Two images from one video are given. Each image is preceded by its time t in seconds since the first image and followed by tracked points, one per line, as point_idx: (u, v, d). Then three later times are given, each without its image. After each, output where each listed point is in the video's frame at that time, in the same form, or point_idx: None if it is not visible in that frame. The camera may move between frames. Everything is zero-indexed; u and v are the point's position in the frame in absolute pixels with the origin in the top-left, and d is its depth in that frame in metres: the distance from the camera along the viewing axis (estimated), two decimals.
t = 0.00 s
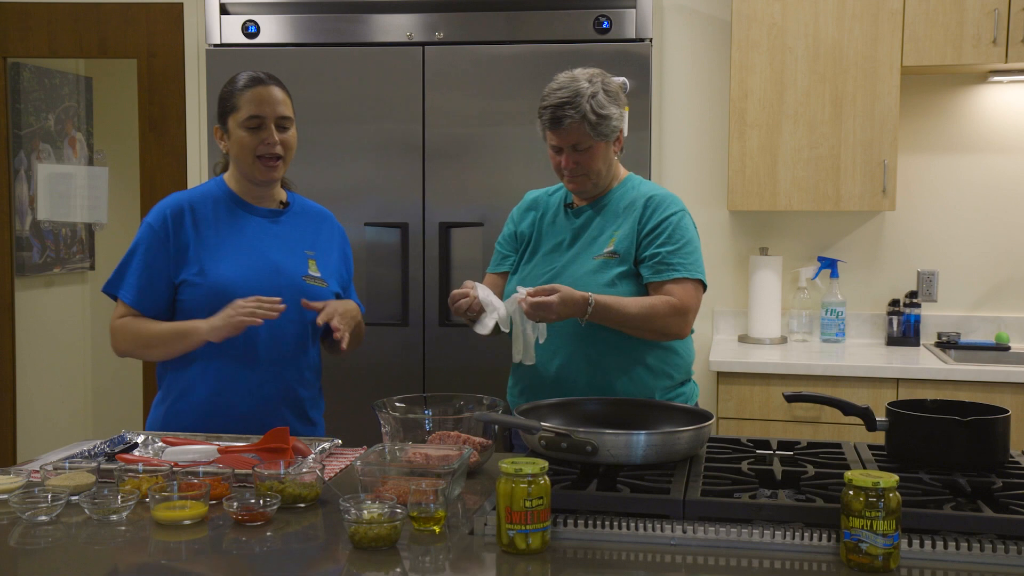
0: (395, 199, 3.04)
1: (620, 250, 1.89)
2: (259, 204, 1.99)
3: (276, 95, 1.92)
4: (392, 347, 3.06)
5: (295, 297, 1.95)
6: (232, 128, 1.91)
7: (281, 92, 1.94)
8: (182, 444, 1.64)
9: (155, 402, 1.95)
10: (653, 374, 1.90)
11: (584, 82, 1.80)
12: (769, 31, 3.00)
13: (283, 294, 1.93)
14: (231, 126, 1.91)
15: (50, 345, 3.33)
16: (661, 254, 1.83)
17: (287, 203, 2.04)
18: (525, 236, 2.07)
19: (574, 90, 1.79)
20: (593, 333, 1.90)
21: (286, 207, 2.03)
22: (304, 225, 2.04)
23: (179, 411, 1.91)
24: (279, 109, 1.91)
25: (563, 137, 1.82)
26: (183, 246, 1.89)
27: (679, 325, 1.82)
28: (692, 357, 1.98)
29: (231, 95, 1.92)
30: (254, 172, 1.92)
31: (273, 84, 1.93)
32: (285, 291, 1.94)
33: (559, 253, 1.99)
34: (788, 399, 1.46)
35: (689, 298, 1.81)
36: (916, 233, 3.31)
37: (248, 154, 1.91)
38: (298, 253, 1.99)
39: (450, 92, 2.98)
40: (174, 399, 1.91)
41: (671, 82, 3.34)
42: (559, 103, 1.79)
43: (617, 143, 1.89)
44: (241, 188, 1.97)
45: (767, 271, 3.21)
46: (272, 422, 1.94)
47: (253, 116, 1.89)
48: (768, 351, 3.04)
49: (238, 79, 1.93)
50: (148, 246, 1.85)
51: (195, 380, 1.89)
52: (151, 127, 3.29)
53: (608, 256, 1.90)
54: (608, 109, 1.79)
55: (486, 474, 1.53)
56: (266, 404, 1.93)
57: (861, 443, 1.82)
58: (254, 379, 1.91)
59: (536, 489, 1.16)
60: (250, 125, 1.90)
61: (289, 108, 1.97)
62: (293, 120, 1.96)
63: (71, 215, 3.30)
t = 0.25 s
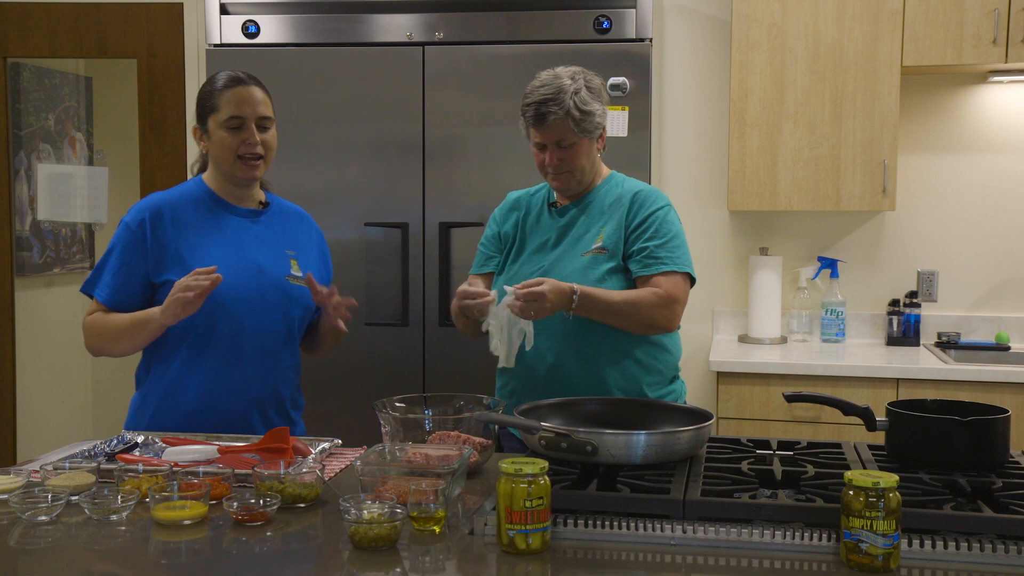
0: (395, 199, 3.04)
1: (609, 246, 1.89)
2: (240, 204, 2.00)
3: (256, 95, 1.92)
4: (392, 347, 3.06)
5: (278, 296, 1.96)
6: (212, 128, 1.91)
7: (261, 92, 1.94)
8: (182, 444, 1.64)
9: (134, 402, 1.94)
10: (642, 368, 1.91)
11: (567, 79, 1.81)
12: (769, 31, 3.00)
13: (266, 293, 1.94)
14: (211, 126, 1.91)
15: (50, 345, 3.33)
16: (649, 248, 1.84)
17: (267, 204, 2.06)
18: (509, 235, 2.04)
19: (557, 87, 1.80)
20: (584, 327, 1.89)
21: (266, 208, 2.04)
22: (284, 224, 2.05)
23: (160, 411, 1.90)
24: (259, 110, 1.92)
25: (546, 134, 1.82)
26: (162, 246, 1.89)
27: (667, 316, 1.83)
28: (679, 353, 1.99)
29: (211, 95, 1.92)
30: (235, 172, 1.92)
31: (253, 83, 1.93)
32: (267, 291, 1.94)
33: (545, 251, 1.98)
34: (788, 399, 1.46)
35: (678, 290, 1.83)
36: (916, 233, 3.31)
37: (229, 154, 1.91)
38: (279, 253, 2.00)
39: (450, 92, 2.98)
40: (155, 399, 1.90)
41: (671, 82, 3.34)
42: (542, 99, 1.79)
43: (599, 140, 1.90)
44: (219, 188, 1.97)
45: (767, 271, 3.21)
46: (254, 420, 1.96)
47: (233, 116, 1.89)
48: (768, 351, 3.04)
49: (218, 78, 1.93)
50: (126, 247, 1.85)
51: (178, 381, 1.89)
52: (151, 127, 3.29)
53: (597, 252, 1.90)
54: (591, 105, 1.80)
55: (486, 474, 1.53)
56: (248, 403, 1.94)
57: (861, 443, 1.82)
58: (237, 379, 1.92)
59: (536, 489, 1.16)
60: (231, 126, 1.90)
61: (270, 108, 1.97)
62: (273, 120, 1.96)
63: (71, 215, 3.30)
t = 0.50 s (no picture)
0: (395, 199, 3.04)
1: (604, 246, 1.89)
2: (224, 208, 2.01)
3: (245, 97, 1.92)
4: (392, 347, 3.06)
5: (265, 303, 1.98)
6: (200, 129, 1.91)
7: (250, 94, 1.94)
8: (182, 444, 1.64)
9: (120, 402, 1.94)
10: (636, 370, 1.91)
11: (563, 76, 1.81)
12: (769, 31, 3.00)
13: (254, 300, 1.96)
14: (200, 127, 1.90)
15: (50, 345, 3.33)
16: (645, 247, 1.84)
17: (251, 207, 2.06)
18: (500, 234, 2.03)
19: (552, 84, 1.79)
20: (580, 325, 1.89)
21: (250, 211, 2.04)
22: (270, 228, 2.07)
23: (148, 413, 1.91)
24: (250, 113, 1.92)
25: (541, 130, 1.81)
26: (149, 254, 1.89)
27: (663, 316, 1.82)
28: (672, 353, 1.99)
29: (199, 97, 1.91)
30: (223, 175, 1.92)
31: (242, 86, 1.93)
32: (256, 299, 1.97)
33: (538, 251, 1.98)
34: (788, 399, 1.46)
35: (673, 288, 1.83)
36: (916, 233, 3.31)
37: (218, 155, 1.90)
38: (266, 258, 2.02)
39: (450, 92, 2.98)
40: (143, 401, 1.91)
41: (671, 82, 3.35)
42: (538, 96, 1.79)
43: (594, 139, 1.90)
44: (205, 191, 1.97)
45: (767, 271, 3.21)
46: (240, 423, 1.98)
47: (224, 117, 1.89)
48: (768, 351, 3.04)
49: (205, 79, 1.92)
50: (114, 254, 1.85)
51: (167, 385, 1.91)
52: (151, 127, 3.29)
53: (593, 252, 1.90)
54: (587, 103, 1.80)
55: (486, 474, 1.53)
56: (236, 407, 1.97)
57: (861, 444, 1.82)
58: (227, 384, 1.94)
59: (536, 489, 1.16)
60: (221, 128, 1.89)
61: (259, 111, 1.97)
62: (262, 123, 1.96)
63: (71, 215, 3.30)
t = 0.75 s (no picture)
0: (395, 199, 3.04)
1: (604, 247, 1.89)
2: (213, 207, 2.01)
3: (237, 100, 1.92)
4: (392, 347, 3.06)
5: (259, 301, 2.01)
6: (191, 131, 1.90)
7: (241, 96, 1.94)
8: (182, 444, 1.64)
9: (118, 405, 1.93)
10: (634, 371, 1.91)
11: (567, 75, 1.81)
12: (769, 31, 3.00)
13: (249, 299, 1.99)
14: (190, 129, 1.90)
15: (50, 345, 3.33)
16: (646, 249, 1.85)
17: (239, 205, 2.06)
18: (496, 232, 2.02)
19: (557, 82, 1.79)
20: (578, 326, 1.89)
21: (238, 210, 2.05)
22: (258, 226, 2.08)
23: (148, 415, 1.91)
24: (241, 116, 1.92)
25: (544, 128, 1.81)
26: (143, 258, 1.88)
27: (664, 317, 1.83)
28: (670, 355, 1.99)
29: (189, 98, 1.90)
30: (213, 177, 1.93)
31: (233, 88, 1.92)
32: (251, 298, 1.99)
33: (536, 250, 1.97)
34: (788, 399, 1.46)
35: (675, 290, 1.83)
36: (916, 233, 3.31)
37: (208, 158, 1.90)
38: (257, 257, 2.04)
39: (450, 92, 2.98)
40: (143, 403, 1.91)
41: (671, 82, 3.35)
42: (542, 94, 1.79)
43: (594, 139, 1.90)
44: (194, 192, 1.97)
45: (767, 270, 3.21)
46: (238, 421, 2.00)
47: (215, 121, 1.88)
48: (768, 351, 3.04)
49: (195, 80, 1.91)
50: (108, 261, 1.84)
51: (168, 388, 1.91)
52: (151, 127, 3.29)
53: (592, 253, 1.90)
54: (591, 103, 1.80)
55: (486, 474, 1.53)
56: (235, 406, 1.98)
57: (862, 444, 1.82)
58: (226, 384, 1.96)
59: (536, 489, 1.16)
60: (213, 131, 1.89)
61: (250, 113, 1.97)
62: (253, 125, 1.96)
63: (71, 215, 3.30)
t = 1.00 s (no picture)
0: (395, 199, 3.04)
1: (604, 247, 1.89)
2: (206, 208, 2.01)
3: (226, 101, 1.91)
4: (392, 347, 3.06)
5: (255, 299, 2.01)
6: (182, 133, 1.90)
7: (232, 98, 1.94)
8: (182, 444, 1.64)
9: (117, 406, 1.93)
10: (632, 372, 1.91)
11: (570, 74, 1.81)
12: (769, 31, 3.00)
13: (245, 298, 1.99)
14: (181, 130, 1.90)
15: (50, 345, 3.33)
16: (646, 249, 1.85)
17: (231, 204, 2.07)
18: (496, 232, 2.02)
19: (560, 81, 1.79)
20: (577, 326, 1.89)
21: (230, 209, 2.05)
22: (251, 225, 2.08)
23: (149, 416, 1.91)
24: (232, 118, 1.92)
25: (545, 126, 1.81)
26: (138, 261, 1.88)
27: (664, 317, 1.82)
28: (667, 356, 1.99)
29: (179, 100, 1.90)
30: (204, 178, 1.93)
31: (223, 89, 1.92)
32: (247, 296, 2.00)
33: (535, 250, 1.97)
34: (788, 399, 1.46)
35: (675, 290, 1.83)
36: (916, 233, 3.31)
37: (199, 160, 1.91)
38: (252, 255, 2.04)
39: (450, 92, 2.98)
40: (143, 404, 1.91)
41: (671, 82, 3.35)
42: (545, 92, 1.79)
43: (595, 139, 1.89)
44: (186, 192, 1.97)
45: (767, 270, 3.21)
46: (238, 420, 2.00)
47: (205, 123, 1.88)
48: (768, 351, 3.04)
49: (185, 82, 1.91)
50: (104, 264, 1.84)
51: (167, 388, 1.91)
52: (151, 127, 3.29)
53: (591, 253, 1.90)
54: (593, 103, 1.80)
55: (486, 474, 1.53)
56: (235, 403, 1.98)
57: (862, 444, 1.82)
58: (226, 384, 1.96)
59: (536, 489, 1.16)
60: (203, 133, 1.89)
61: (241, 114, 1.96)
62: (243, 126, 1.96)
63: (71, 215, 3.30)
